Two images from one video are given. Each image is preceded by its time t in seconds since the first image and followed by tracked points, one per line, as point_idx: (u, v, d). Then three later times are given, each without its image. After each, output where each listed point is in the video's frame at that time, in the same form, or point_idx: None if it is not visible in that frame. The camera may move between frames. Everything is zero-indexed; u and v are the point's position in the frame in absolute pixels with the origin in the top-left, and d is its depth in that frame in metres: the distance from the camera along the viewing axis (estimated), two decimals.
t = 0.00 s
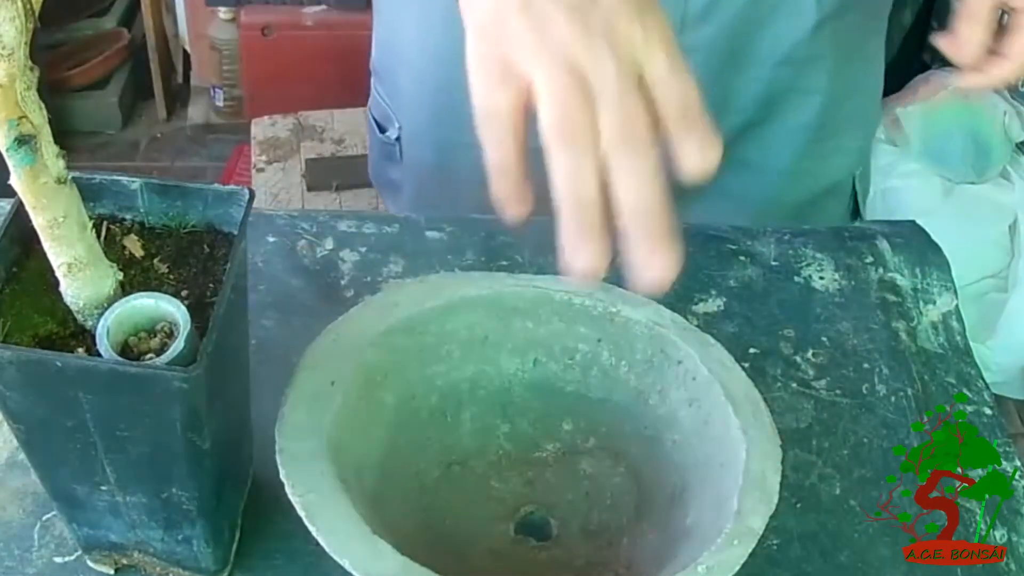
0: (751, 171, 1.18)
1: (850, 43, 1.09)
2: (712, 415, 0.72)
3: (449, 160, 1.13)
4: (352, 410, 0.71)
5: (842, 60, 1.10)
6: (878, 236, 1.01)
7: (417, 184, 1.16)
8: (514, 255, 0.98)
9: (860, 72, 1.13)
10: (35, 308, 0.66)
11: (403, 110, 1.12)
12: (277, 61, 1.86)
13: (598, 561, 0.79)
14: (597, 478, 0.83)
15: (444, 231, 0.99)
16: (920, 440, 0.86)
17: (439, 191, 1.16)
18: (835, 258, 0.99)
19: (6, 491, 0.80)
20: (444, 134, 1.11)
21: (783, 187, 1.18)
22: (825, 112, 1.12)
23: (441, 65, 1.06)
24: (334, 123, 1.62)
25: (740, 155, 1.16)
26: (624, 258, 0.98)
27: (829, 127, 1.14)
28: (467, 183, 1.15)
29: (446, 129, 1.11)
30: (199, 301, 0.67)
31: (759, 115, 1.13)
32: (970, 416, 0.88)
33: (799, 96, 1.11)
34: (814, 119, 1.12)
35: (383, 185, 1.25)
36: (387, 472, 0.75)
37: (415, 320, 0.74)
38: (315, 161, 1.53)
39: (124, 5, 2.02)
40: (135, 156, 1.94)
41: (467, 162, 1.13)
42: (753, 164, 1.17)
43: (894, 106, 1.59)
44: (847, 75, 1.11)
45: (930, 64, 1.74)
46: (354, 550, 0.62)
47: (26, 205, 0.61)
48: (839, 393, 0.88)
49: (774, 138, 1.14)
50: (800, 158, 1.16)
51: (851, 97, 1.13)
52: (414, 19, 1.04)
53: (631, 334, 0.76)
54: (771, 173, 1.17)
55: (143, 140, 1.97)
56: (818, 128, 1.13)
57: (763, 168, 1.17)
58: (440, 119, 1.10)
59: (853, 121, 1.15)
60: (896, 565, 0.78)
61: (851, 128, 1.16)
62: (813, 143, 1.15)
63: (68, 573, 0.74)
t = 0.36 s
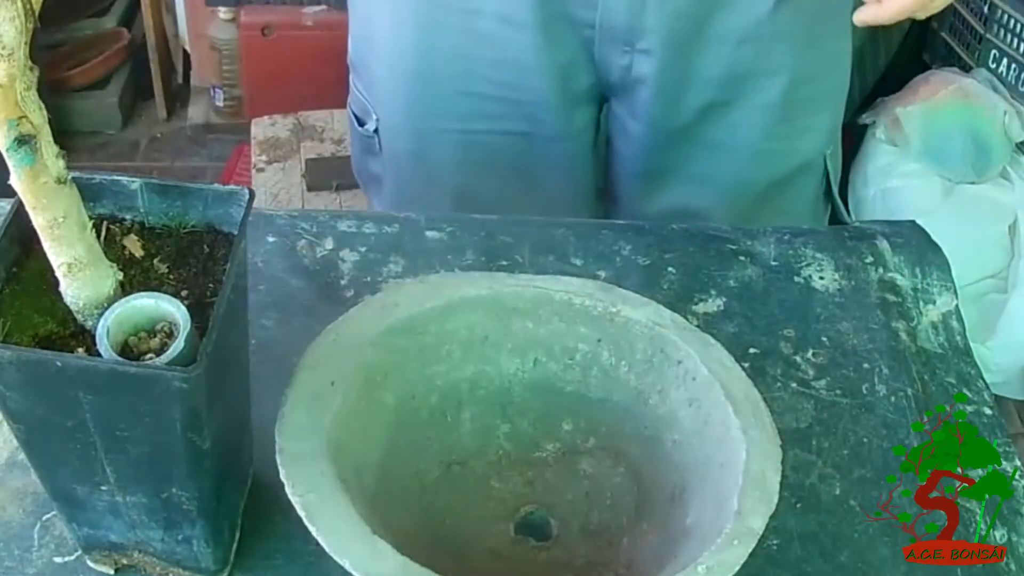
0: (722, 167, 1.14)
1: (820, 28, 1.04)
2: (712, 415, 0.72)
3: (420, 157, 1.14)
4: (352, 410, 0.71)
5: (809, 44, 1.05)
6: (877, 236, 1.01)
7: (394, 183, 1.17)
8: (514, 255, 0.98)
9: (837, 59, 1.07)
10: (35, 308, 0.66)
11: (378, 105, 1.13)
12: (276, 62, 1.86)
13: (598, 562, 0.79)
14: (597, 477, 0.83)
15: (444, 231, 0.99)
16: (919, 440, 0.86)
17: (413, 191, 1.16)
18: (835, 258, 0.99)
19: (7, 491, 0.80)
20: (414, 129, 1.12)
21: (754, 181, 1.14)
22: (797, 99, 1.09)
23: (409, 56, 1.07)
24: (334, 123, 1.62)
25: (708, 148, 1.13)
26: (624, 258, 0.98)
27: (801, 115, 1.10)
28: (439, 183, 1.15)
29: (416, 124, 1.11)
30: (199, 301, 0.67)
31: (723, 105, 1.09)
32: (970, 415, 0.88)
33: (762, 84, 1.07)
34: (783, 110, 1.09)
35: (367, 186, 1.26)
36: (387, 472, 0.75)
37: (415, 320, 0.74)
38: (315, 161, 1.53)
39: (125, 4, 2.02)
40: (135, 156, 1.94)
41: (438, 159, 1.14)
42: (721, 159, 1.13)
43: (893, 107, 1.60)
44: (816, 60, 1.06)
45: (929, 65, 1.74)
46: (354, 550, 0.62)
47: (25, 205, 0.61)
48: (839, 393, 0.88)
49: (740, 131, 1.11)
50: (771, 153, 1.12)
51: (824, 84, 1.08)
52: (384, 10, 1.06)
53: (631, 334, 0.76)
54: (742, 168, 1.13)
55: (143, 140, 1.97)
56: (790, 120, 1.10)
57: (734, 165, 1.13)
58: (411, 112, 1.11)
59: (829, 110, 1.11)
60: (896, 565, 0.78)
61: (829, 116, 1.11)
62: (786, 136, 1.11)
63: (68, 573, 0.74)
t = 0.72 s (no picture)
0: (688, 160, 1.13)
1: (785, 19, 1.02)
2: (712, 415, 0.72)
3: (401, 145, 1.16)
4: (352, 410, 0.71)
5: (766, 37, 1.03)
6: (877, 236, 1.01)
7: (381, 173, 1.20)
8: (514, 255, 0.98)
9: (807, 53, 1.05)
10: (35, 308, 0.66)
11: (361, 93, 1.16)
12: (276, 61, 1.86)
13: (598, 562, 0.79)
14: (597, 477, 0.83)
15: (444, 231, 0.99)
16: (920, 440, 0.86)
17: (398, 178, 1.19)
18: (835, 258, 0.99)
19: (7, 491, 0.80)
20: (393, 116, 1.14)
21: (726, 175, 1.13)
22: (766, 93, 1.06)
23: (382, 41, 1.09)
24: (334, 123, 1.61)
25: (670, 138, 1.12)
26: (623, 257, 0.98)
27: (771, 109, 1.07)
28: (420, 166, 1.17)
29: (392, 107, 1.13)
30: (199, 302, 0.67)
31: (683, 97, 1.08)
32: (970, 416, 0.88)
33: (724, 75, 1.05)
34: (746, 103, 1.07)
35: (359, 169, 1.29)
36: (387, 471, 0.75)
37: (415, 320, 0.74)
38: (315, 161, 1.53)
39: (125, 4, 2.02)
40: (134, 156, 1.94)
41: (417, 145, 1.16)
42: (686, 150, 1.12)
43: (894, 106, 1.60)
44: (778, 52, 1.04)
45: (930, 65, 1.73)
46: (354, 550, 0.62)
47: (25, 205, 0.61)
48: (839, 393, 0.88)
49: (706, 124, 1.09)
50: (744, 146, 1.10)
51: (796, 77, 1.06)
52: None
53: (631, 334, 0.76)
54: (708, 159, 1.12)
55: (143, 140, 1.97)
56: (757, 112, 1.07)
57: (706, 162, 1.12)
58: (387, 94, 1.13)
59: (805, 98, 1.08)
60: (896, 565, 0.78)
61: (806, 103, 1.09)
62: (753, 129, 1.09)
63: (68, 573, 0.74)
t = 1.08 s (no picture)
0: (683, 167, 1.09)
1: (781, 31, 0.98)
2: (712, 416, 0.72)
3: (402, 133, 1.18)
4: (352, 411, 0.71)
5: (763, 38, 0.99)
6: (878, 236, 1.01)
7: (387, 164, 1.22)
8: (514, 255, 0.98)
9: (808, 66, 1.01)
10: (35, 308, 0.66)
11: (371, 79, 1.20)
12: (276, 61, 1.86)
13: (597, 562, 0.79)
14: (598, 477, 0.82)
15: (444, 231, 0.99)
16: (920, 440, 0.86)
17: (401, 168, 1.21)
18: (835, 258, 0.99)
19: (6, 491, 0.80)
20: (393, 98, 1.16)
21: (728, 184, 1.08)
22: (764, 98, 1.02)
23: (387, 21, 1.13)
24: (335, 123, 1.61)
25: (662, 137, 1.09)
26: (623, 257, 0.98)
27: (765, 122, 1.04)
28: (414, 151, 1.19)
29: (393, 88, 1.16)
30: (199, 302, 0.67)
31: (675, 99, 1.05)
32: (970, 416, 0.88)
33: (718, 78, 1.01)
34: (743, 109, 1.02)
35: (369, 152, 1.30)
36: (387, 472, 0.75)
37: (415, 320, 0.74)
38: (315, 161, 1.53)
39: (124, 5, 2.02)
40: (134, 156, 1.94)
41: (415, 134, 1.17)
42: (680, 154, 1.08)
43: (894, 106, 1.60)
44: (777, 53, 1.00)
45: (930, 65, 1.73)
46: (354, 550, 0.62)
47: (25, 205, 0.61)
48: (839, 393, 0.88)
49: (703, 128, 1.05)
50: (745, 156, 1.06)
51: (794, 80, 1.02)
52: None
53: (631, 334, 0.76)
54: (701, 170, 1.08)
55: (143, 140, 1.97)
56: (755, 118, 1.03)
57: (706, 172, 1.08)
58: (388, 71, 1.15)
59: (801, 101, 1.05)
60: (896, 565, 0.78)
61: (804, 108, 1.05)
62: (744, 142, 1.05)
63: (68, 573, 0.74)
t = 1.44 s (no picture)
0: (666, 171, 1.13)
1: (779, 43, 1.00)
2: (712, 416, 0.72)
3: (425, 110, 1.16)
4: (352, 411, 0.71)
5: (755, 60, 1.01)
6: (877, 236, 1.01)
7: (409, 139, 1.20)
8: (514, 255, 0.98)
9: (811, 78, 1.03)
10: (35, 308, 0.66)
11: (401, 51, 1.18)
12: (276, 61, 1.86)
13: (598, 562, 0.79)
14: (598, 478, 0.82)
15: (444, 231, 0.99)
16: (919, 440, 0.86)
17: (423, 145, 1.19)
18: (835, 258, 0.99)
19: (6, 491, 0.80)
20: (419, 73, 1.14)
21: (710, 193, 1.13)
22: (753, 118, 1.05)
23: None
24: (334, 123, 1.61)
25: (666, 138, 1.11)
26: (623, 257, 0.98)
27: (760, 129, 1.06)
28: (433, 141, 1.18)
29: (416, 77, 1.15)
30: (199, 302, 0.67)
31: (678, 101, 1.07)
32: (970, 416, 0.88)
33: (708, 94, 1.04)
34: (733, 123, 1.06)
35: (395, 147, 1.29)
36: (387, 471, 0.75)
37: (415, 320, 0.74)
38: (315, 161, 1.53)
39: (124, 5, 2.02)
40: (135, 156, 1.94)
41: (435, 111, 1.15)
42: (677, 155, 1.11)
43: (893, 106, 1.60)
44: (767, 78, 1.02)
45: (930, 65, 1.73)
46: (354, 551, 0.62)
47: (25, 205, 0.61)
48: (839, 394, 0.88)
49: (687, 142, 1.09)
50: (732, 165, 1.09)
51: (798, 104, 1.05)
52: None
53: (632, 334, 0.76)
54: (703, 170, 1.10)
55: (143, 140, 1.97)
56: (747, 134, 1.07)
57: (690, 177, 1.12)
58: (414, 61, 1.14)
59: (804, 121, 1.07)
60: (896, 565, 0.78)
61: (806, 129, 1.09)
62: (741, 145, 1.07)
63: (68, 573, 0.74)
